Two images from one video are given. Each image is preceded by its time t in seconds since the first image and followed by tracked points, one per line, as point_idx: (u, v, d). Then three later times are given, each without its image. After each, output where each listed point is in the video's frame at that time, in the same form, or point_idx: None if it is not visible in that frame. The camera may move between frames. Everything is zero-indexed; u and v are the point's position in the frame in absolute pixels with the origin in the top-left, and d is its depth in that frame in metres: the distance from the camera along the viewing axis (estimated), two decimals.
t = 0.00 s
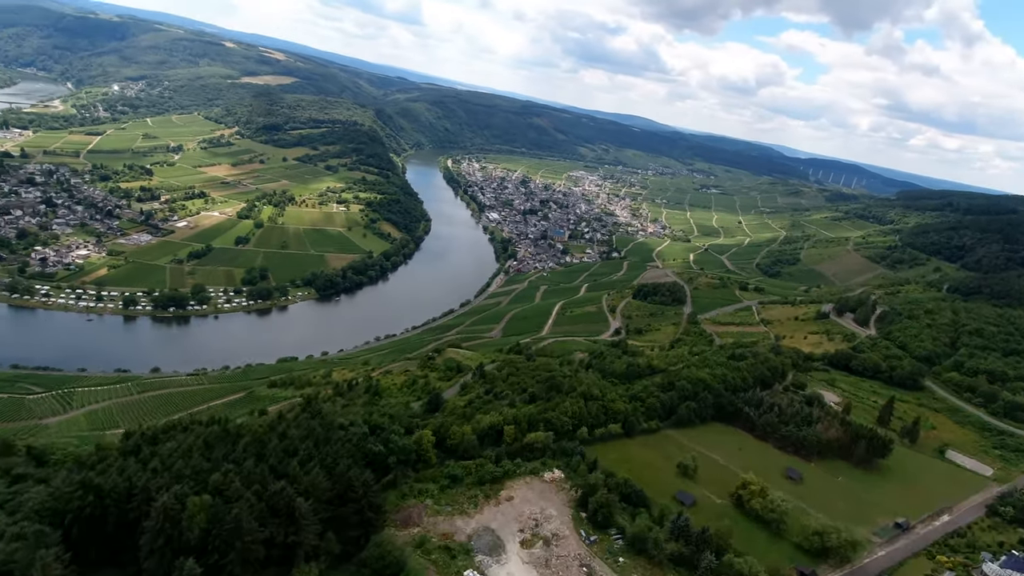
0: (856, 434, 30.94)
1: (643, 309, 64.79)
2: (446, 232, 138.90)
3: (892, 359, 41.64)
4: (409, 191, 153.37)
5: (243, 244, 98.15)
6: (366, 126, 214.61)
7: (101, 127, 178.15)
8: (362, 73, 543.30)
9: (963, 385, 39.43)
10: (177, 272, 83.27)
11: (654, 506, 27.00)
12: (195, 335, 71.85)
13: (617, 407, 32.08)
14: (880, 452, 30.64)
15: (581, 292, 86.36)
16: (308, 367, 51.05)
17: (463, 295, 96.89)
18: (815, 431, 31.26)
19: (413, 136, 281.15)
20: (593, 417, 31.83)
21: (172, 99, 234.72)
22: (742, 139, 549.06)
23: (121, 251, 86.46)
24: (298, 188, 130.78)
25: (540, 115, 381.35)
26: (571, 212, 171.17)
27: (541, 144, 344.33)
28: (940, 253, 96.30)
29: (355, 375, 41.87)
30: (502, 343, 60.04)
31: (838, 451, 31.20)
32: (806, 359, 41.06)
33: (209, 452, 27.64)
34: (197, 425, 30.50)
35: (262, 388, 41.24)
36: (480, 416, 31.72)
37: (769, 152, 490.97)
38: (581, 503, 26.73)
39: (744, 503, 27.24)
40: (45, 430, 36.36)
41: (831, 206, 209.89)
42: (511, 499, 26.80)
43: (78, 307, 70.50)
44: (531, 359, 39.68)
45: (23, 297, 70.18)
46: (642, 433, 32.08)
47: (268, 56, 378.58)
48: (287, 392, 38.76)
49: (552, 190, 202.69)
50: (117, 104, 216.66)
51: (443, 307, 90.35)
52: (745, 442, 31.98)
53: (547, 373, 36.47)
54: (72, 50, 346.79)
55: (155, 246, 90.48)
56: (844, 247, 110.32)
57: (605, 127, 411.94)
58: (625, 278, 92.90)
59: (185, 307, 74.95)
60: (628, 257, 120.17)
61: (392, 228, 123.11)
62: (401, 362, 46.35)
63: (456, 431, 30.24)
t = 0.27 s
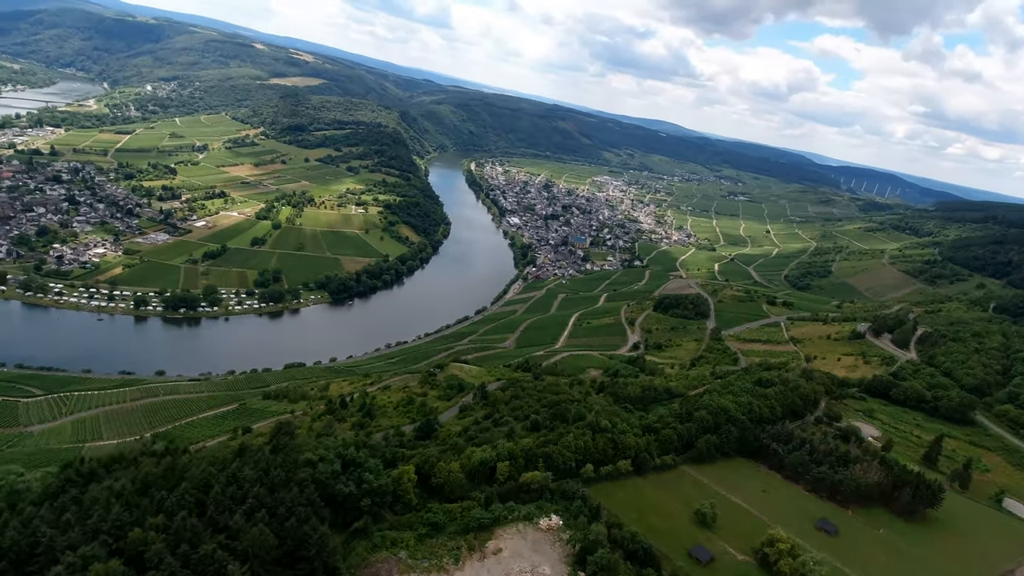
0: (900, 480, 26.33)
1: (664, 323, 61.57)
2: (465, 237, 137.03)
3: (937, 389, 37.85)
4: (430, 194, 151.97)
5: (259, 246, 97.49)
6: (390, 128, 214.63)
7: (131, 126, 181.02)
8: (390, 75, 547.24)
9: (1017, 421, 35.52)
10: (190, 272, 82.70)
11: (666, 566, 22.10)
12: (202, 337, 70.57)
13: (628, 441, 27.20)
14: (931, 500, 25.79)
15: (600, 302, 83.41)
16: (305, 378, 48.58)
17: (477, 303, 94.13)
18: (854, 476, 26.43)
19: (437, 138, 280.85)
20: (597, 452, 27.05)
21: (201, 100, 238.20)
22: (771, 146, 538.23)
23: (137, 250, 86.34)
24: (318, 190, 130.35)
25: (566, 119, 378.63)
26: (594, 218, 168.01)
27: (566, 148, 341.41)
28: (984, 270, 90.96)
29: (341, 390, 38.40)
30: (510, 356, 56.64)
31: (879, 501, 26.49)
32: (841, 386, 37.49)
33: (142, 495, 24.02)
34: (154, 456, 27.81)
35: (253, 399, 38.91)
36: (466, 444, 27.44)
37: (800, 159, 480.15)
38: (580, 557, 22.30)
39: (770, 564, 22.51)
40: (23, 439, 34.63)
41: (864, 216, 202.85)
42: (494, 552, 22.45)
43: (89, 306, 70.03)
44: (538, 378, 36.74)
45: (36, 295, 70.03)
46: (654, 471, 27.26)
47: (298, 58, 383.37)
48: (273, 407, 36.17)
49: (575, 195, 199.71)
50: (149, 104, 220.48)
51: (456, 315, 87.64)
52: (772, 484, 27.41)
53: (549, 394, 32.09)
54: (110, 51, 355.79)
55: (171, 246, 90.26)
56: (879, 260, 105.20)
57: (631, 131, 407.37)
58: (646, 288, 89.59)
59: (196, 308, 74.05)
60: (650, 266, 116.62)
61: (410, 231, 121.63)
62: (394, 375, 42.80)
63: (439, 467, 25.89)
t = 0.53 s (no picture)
0: (947, 534, 22.94)
1: (682, 336, 58.31)
2: (481, 239, 134.75)
3: (983, 423, 34.22)
4: (446, 195, 150.14)
5: (270, 245, 96.38)
6: (409, 129, 213.65)
7: (154, 124, 182.49)
8: (413, 76, 548.39)
9: None
10: (199, 272, 81.73)
11: None
12: (206, 338, 69.07)
13: (634, 482, 24.04)
14: (984, 562, 22.37)
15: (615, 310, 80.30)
16: (301, 388, 46.49)
17: (488, 309, 91.55)
18: (894, 529, 23.13)
19: (457, 139, 279.40)
20: (600, 493, 23.84)
21: (224, 98, 240.01)
22: (799, 151, 527.11)
23: (148, 248, 85.73)
24: (333, 190, 129.37)
25: (588, 121, 374.69)
26: (613, 222, 164.54)
27: (587, 151, 337.67)
28: None
29: (330, 405, 35.96)
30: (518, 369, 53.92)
31: (925, 557, 22.94)
32: (874, 416, 34.14)
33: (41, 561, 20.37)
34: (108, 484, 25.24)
35: (240, 411, 36.91)
36: (452, 479, 24.49)
37: (827, 166, 469.27)
38: None
39: None
40: None
41: (895, 225, 195.85)
42: None
43: (95, 304, 69.18)
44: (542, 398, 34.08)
45: (43, 292, 69.45)
46: (663, 515, 24.11)
47: (322, 58, 385.46)
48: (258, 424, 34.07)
49: (595, 199, 196.37)
50: (173, 103, 222.69)
51: (466, 321, 85.13)
52: (799, 537, 24.15)
53: (549, 419, 29.10)
54: (139, 50, 361.49)
55: (182, 244, 89.61)
56: (912, 272, 100.17)
57: (654, 135, 401.92)
58: (664, 297, 86.11)
59: (201, 308, 72.81)
60: (670, 274, 113.01)
61: (425, 233, 119.79)
62: (390, 388, 40.33)
63: (414, 513, 22.36)
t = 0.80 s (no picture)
0: None
1: (699, 352, 55.06)
2: (494, 243, 132.50)
3: None
4: (460, 199, 148.22)
5: (279, 248, 95.03)
6: (425, 131, 212.59)
7: (173, 125, 183.41)
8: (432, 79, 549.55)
9: None
10: (205, 275, 80.55)
11: None
12: (208, 343, 67.41)
13: (638, 534, 20.96)
14: None
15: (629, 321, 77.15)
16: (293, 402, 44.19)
17: (499, 317, 88.91)
18: None
19: (474, 143, 278.00)
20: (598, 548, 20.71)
21: (244, 100, 241.28)
22: (822, 157, 517.41)
23: (156, 250, 84.85)
24: (346, 192, 128.21)
25: (606, 125, 371.17)
26: (630, 228, 161.27)
27: (606, 155, 334.14)
28: None
29: (315, 425, 33.45)
30: (523, 385, 51.19)
31: None
32: (911, 449, 30.86)
33: None
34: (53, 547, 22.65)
35: (221, 430, 34.64)
36: (429, 524, 21.60)
37: (852, 172, 459.71)
38: None
39: None
40: None
41: (924, 234, 189.54)
42: None
43: (96, 307, 68.02)
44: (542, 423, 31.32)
45: (46, 294, 68.53)
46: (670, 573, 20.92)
47: (342, 62, 387.22)
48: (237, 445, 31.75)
49: (612, 204, 193.17)
50: (193, 105, 224.35)
51: (475, 331, 82.60)
52: None
53: (546, 452, 26.19)
54: (163, 53, 366.29)
55: (190, 246, 88.65)
56: (943, 285, 95.59)
57: (674, 139, 397.01)
58: (681, 307, 82.69)
59: (204, 312, 71.28)
60: (687, 283, 109.65)
61: (437, 238, 117.87)
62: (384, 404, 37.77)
63: None
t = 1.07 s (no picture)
0: None
1: (718, 368, 51.70)
2: (508, 249, 130.01)
3: None
4: (474, 203, 146.13)
5: (287, 253, 93.69)
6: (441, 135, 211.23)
7: (190, 129, 184.44)
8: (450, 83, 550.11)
9: None
10: (211, 280, 79.32)
11: None
12: (209, 352, 65.75)
13: None
14: None
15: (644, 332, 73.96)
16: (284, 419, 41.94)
17: (509, 326, 86.31)
18: None
19: (490, 147, 276.19)
20: None
21: (262, 105, 242.46)
22: (846, 162, 506.74)
23: (163, 255, 83.94)
24: (358, 197, 126.92)
25: (625, 129, 367.06)
26: (648, 233, 157.63)
27: (624, 159, 330.07)
28: None
29: (298, 450, 30.91)
30: (530, 403, 48.40)
31: None
32: (956, 489, 27.50)
33: None
34: None
35: (199, 453, 32.36)
36: None
37: (877, 177, 449.03)
38: None
39: None
40: None
41: (955, 241, 182.70)
42: None
43: (98, 313, 66.86)
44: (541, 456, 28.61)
45: (49, 299, 67.69)
46: None
47: (361, 66, 388.69)
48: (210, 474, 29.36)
49: (630, 209, 189.60)
50: (212, 109, 225.97)
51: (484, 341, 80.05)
52: None
53: (542, 493, 23.35)
54: (186, 59, 371.10)
55: (198, 251, 87.68)
56: (978, 296, 90.66)
57: (693, 143, 391.40)
58: (699, 318, 79.22)
59: (207, 319, 69.80)
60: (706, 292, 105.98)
61: (448, 243, 115.77)
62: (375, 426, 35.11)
63: None
